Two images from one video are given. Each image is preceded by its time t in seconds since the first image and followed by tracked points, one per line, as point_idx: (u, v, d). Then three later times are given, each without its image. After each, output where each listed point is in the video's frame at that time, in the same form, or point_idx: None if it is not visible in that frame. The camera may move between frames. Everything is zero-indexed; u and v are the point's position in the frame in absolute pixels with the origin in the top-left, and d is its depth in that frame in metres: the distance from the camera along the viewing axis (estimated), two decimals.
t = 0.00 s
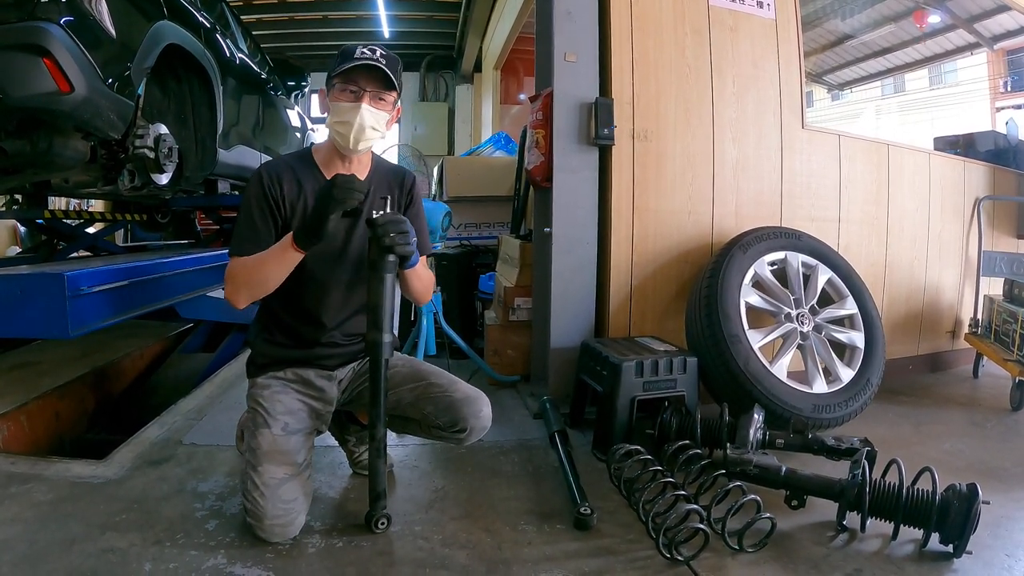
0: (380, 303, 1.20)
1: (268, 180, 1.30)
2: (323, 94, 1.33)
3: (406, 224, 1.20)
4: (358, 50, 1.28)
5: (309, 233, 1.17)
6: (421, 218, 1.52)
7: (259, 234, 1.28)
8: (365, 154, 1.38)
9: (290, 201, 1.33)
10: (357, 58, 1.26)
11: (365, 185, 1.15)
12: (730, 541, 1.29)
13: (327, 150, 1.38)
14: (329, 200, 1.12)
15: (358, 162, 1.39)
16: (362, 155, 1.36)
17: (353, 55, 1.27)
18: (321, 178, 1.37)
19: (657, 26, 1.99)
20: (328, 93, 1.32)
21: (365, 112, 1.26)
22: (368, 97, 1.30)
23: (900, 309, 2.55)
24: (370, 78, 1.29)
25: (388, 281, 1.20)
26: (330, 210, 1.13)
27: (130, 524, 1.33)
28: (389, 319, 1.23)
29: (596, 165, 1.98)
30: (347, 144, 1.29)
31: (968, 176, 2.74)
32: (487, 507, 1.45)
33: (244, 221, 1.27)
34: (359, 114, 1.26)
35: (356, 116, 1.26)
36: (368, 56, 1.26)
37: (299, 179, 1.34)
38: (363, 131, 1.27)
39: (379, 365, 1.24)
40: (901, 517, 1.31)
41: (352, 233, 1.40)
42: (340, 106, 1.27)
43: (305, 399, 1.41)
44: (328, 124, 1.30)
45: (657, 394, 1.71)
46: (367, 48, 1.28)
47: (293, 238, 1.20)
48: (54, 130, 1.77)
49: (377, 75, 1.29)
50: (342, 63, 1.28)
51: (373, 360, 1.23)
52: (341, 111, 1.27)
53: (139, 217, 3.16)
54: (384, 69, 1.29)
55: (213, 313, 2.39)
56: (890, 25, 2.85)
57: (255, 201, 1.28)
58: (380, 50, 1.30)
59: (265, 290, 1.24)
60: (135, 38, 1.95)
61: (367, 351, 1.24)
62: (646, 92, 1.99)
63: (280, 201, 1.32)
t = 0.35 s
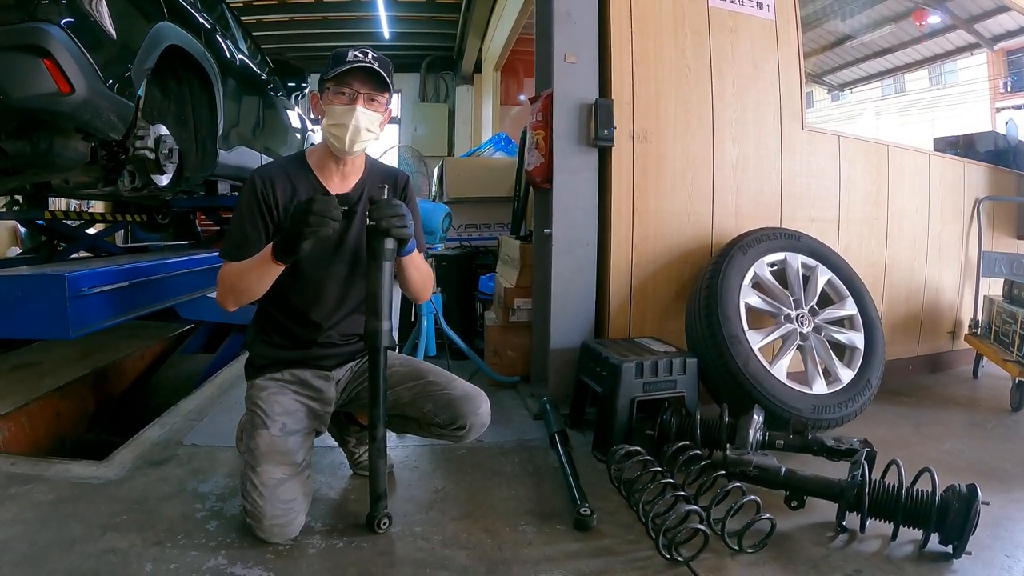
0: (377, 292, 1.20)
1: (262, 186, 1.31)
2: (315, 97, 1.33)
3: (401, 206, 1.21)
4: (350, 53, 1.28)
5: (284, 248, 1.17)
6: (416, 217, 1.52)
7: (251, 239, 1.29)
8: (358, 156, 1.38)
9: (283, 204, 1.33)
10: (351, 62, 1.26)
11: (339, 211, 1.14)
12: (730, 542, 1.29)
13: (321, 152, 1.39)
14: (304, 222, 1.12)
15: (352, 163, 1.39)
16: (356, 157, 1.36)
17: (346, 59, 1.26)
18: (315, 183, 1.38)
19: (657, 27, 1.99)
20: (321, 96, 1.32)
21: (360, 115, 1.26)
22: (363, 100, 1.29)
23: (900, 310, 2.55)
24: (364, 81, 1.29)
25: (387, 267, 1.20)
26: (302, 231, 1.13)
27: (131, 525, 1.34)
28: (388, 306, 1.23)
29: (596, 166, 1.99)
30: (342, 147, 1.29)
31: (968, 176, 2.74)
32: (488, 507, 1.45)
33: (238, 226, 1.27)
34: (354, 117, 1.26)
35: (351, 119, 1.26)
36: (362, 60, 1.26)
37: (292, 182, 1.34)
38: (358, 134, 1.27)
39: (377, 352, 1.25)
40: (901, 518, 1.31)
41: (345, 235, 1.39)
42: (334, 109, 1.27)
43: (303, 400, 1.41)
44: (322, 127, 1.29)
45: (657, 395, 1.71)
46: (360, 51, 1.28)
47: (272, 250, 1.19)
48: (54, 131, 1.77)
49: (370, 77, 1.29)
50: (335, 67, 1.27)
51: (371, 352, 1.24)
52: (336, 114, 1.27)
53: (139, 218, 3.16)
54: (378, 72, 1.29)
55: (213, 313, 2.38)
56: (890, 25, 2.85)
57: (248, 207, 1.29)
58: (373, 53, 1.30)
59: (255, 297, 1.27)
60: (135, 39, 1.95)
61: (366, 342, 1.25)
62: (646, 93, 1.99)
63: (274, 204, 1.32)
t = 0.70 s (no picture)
0: (371, 287, 1.21)
1: (256, 193, 1.31)
2: (310, 102, 1.32)
3: (394, 201, 1.21)
4: (348, 62, 1.26)
5: (275, 256, 1.17)
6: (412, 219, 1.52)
7: (245, 247, 1.29)
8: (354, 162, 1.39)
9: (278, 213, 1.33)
10: (350, 72, 1.25)
11: (330, 224, 1.16)
12: (728, 545, 1.30)
13: (314, 155, 1.39)
14: (296, 228, 1.13)
15: (347, 168, 1.40)
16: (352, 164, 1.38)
17: (345, 69, 1.25)
18: (310, 190, 1.38)
19: (655, 30, 2.00)
20: (316, 103, 1.31)
21: (359, 126, 1.27)
22: (361, 109, 1.29)
23: (898, 313, 2.56)
24: (362, 90, 1.29)
25: (382, 262, 1.20)
26: (293, 238, 1.13)
27: (130, 528, 1.34)
28: (382, 301, 1.23)
29: (594, 170, 1.99)
30: (340, 157, 1.30)
31: (966, 179, 2.75)
32: (487, 510, 1.45)
33: (232, 236, 1.28)
34: (354, 129, 1.27)
35: (351, 131, 1.27)
36: (360, 70, 1.25)
37: (286, 190, 1.34)
38: (358, 146, 1.28)
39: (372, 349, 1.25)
40: (899, 520, 1.31)
41: (340, 240, 1.39)
42: (333, 120, 1.27)
43: (301, 403, 1.41)
44: (319, 136, 1.29)
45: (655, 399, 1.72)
46: (358, 60, 1.27)
47: (263, 256, 1.20)
48: (54, 135, 1.77)
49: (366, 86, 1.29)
50: (333, 76, 1.26)
51: (366, 349, 1.25)
52: (334, 125, 1.27)
53: (139, 221, 3.16)
54: (376, 82, 1.29)
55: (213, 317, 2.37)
56: (888, 28, 2.87)
57: (242, 215, 1.29)
58: (370, 61, 1.29)
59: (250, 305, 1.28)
60: (135, 42, 1.95)
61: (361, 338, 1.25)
62: (645, 97, 1.99)
63: (268, 213, 1.32)
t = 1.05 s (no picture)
0: (376, 286, 1.20)
1: (249, 199, 1.31)
2: (300, 110, 1.32)
3: (400, 200, 1.22)
4: (336, 69, 1.26)
5: (266, 285, 1.19)
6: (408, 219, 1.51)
7: (237, 252, 1.29)
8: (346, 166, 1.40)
9: (272, 218, 1.33)
10: (338, 80, 1.26)
11: (324, 273, 1.19)
12: (728, 546, 1.30)
13: (306, 161, 1.39)
14: (291, 268, 1.16)
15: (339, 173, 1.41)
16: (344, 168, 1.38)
17: (333, 76, 1.26)
18: (304, 194, 1.37)
19: (653, 32, 2.00)
20: (306, 110, 1.31)
21: (350, 135, 1.28)
22: (351, 116, 1.30)
23: (896, 314, 2.56)
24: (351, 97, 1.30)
25: (387, 262, 1.20)
26: (288, 279, 1.16)
27: (128, 530, 1.33)
28: (386, 301, 1.22)
29: (593, 171, 1.99)
30: (333, 165, 1.31)
31: (964, 180, 2.75)
32: (485, 512, 1.45)
33: (224, 242, 1.28)
34: (344, 138, 1.28)
35: (341, 140, 1.28)
36: (349, 78, 1.26)
37: (279, 194, 1.34)
38: (349, 154, 1.29)
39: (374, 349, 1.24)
40: (898, 521, 1.32)
41: (333, 243, 1.39)
42: (323, 129, 1.28)
43: (297, 405, 1.41)
44: (311, 145, 1.30)
45: (654, 400, 1.72)
46: (345, 66, 1.27)
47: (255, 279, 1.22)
48: (53, 136, 1.77)
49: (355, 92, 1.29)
50: (321, 85, 1.26)
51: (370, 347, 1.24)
52: (325, 134, 1.28)
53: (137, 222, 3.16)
54: (365, 88, 1.29)
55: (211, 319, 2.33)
56: (885, 30, 2.87)
57: (236, 222, 1.29)
58: (357, 66, 1.29)
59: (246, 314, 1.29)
60: (134, 43, 1.95)
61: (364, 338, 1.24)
62: (643, 99, 2.00)
63: (261, 218, 1.32)
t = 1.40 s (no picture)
0: (389, 209, 1.15)
1: (243, 207, 1.32)
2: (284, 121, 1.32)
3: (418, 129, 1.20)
4: (313, 78, 1.26)
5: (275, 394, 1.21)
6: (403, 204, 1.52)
7: (240, 263, 1.29)
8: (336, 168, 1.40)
9: (268, 226, 1.34)
10: (315, 91, 1.25)
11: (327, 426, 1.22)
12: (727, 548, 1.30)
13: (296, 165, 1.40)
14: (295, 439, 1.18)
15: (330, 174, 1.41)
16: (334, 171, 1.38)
17: (310, 87, 1.26)
18: (301, 200, 1.38)
19: (653, 32, 2.00)
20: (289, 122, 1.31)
21: (333, 144, 1.27)
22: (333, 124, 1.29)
23: (896, 315, 2.56)
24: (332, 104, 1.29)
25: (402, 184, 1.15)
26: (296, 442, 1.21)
27: (128, 531, 1.34)
28: (399, 225, 1.16)
29: (592, 172, 1.99)
30: (320, 175, 1.33)
31: (963, 181, 2.75)
32: (485, 513, 1.45)
33: (223, 252, 1.28)
34: (328, 148, 1.28)
35: (325, 151, 1.28)
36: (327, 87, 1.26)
37: (274, 202, 1.35)
38: (334, 163, 1.30)
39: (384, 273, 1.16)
40: (897, 522, 1.32)
41: (328, 244, 1.39)
42: (306, 140, 1.28)
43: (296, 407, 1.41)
44: (296, 156, 1.31)
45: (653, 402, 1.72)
46: (322, 75, 1.26)
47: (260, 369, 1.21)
48: (53, 137, 1.77)
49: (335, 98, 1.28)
50: (300, 97, 1.26)
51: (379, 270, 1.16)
52: (308, 146, 1.28)
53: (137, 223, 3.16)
54: (344, 95, 1.28)
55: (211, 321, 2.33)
56: (885, 30, 2.88)
57: (234, 233, 1.30)
58: (335, 73, 1.28)
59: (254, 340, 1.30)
60: (134, 44, 1.95)
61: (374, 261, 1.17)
62: (642, 100, 2.00)
63: (258, 226, 1.33)
